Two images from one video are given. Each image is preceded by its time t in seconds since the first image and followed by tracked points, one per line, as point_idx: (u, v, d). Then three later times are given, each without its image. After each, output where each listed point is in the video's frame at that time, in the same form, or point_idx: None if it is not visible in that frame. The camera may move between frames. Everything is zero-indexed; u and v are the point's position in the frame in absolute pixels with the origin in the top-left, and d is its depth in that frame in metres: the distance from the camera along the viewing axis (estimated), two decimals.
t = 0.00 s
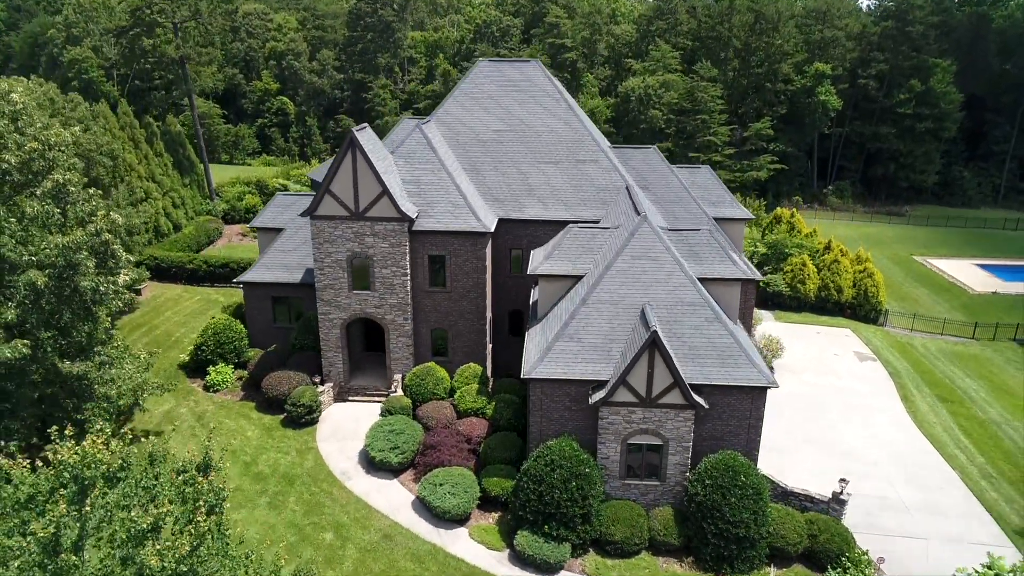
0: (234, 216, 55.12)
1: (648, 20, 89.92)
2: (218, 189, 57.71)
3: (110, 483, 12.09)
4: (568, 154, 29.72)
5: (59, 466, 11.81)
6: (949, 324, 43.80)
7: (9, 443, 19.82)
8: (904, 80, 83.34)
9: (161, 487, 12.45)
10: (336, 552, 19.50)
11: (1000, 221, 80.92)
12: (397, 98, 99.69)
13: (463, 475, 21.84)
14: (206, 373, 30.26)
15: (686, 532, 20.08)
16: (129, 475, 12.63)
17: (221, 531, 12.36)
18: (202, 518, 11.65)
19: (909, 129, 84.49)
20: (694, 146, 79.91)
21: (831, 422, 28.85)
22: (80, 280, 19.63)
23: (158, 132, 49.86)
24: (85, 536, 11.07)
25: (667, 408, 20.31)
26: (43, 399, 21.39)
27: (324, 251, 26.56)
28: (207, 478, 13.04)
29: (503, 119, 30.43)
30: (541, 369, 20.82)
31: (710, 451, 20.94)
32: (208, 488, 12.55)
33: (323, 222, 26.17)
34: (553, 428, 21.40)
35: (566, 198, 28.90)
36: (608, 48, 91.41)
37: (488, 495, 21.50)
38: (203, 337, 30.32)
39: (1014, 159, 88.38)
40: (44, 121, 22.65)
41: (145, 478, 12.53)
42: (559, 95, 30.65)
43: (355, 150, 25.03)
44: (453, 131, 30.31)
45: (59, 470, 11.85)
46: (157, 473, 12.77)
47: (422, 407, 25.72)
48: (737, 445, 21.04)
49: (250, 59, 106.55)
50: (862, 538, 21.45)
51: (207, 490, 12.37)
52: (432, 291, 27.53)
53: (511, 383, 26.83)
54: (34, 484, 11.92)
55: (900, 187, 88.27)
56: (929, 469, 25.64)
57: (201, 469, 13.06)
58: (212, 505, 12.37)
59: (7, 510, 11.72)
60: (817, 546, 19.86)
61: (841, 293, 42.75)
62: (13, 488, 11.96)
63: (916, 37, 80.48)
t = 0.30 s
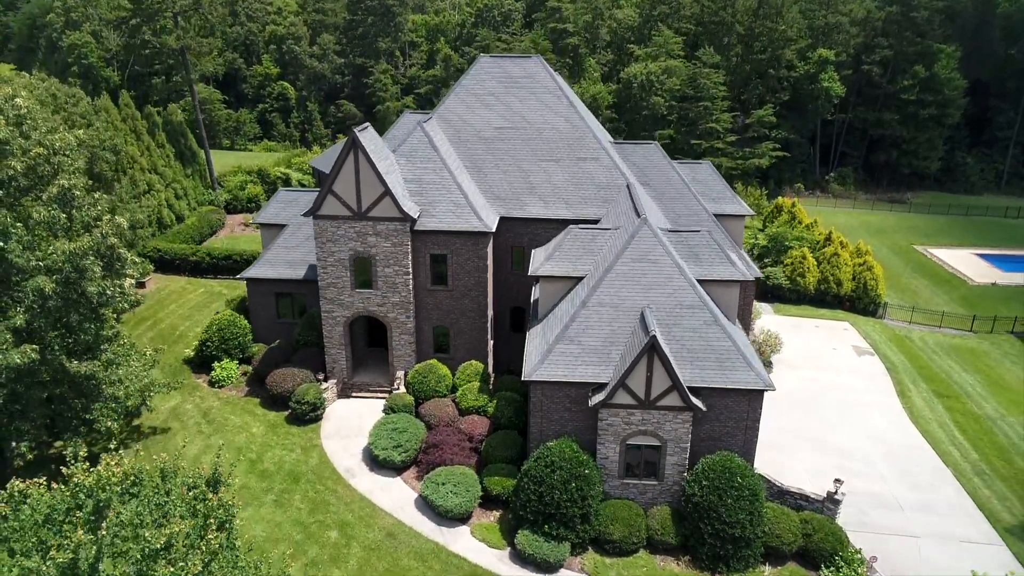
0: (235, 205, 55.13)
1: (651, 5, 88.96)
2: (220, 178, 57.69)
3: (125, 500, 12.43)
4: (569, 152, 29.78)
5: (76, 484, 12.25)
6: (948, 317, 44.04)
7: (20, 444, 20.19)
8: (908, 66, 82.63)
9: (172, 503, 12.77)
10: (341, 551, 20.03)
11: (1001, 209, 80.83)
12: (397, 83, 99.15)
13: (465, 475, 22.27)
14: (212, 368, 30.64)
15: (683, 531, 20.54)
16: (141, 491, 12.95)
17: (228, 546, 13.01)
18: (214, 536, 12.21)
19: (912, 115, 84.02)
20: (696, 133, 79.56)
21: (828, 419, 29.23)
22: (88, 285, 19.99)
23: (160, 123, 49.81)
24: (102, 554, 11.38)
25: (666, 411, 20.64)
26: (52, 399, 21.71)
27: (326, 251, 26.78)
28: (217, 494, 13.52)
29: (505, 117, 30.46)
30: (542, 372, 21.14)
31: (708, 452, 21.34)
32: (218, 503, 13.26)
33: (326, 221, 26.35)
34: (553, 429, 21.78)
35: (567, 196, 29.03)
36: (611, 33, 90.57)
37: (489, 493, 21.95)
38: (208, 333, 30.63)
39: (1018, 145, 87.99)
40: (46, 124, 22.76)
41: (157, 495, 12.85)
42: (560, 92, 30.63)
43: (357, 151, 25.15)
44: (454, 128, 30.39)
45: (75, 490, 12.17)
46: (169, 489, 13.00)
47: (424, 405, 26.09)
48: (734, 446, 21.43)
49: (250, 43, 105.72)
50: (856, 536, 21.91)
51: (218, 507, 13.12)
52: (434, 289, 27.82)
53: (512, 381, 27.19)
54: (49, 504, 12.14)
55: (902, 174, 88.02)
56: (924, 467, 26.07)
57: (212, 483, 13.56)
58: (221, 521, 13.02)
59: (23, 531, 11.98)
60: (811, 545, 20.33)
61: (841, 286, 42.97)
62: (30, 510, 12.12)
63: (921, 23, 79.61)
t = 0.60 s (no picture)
0: (237, 196, 55.31)
1: None
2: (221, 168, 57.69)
3: (138, 516, 12.79)
4: (570, 149, 29.85)
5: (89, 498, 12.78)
6: (946, 309, 44.26)
7: (31, 443, 20.66)
8: (911, 51, 82.01)
9: (183, 516, 13.03)
10: (346, 548, 20.57)
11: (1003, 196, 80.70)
12: (398, 68, 98.50)
13: (467, 473, 22.73)
14: (217, 363, 31.04)
15: (680, 530, 21.00)
16: (153, 506, 13.19)
17: (239, 560, 13.19)
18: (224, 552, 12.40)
19: (916, 102, 83.53)
20: (698, 119, 79.09)
21: (824, 415, 29.61)
22: (94, 290, 20.38)
23: (161, 113, 49.67)
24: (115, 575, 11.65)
25: (664, 412, 21.00)
26: (60, 399, 22.06)
27: (329, 249, 27.01)
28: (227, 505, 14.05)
29: (506, 113, 30.49)
30: (543, 373, 21.48)
31: (705, 452, 21.75)
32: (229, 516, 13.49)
33: (328, 221, 26.54)
34: (553, 428, 22.19)
35: (568, 194, 29.16)
36: (613, 17, 89.72)
37: (490, 491, 22.42)
38: (212, 329, 30.95)
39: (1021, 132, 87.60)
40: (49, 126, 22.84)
41: (168, 509, 13.09)
42: (561, 88, 30.63)
43: (360, 151, 25.29)
44: (455, 125, 30.43)
45: (90, 508, 12.64)
46: (180, 503, 13.34)
47: (427, 402, 26.49)
48: (730, 446, 21.83)
49: (250, 26, 104.91)
50: (850, 533, 22.40)
51: (228, 520, 13.27)
52: (436, 287, 28.10)
53: (513, 377, 27.57)
54: (65, 522, 12.59)
55: (904, 161, 87.77)
56: (918, 463, 26.53)
57: (222, 496, 13.90)
58: (232, 535, 13.21)
59: (43, 549, 12.34)
60: (805, 543, 20.80)
61: (840, 279, 43.15)
62: (47, 529, 12.61)
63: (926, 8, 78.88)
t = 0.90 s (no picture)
0: (238, 186, 55.55)
1: None
2: (222, 158, 57.78)
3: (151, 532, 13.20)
4: (570, 147, 29.96)
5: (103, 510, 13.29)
6: (943, 302, 44.61)
7: (41, 444, 21.10)
8: (914, 38, 81.47)
9: (193, 529, 13.39)
10: (350, 546, 21.09)
11: (1004, 184, 80.66)
12: (398, 54, 97.87)
13: (468, 471, 23.19)
14: (221, 359, 31.43)
15: (676, 528, 21.48)
16: (165, 520, 13.59)
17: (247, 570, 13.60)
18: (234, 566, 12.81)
19: (918, 89, 83.10)
20: (699, 107, 78.57)
21: (819, 411, 30.04)
22: (101, 294, 20.60)
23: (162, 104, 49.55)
24: None
25: (661, 413, 21.38)
26: (69, 400, 22.47)
27: (331, 249, 27.26)
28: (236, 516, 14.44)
29: (506, 111, 30.55)
30: (542, 375, 21.84)
31: (701, 451, 22.18)
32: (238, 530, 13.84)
33: (330, 220, 26.75)
34: (553, 428, 22.60)
35: (568, 193, 29.35)
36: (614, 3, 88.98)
37: (491, 489, 22.89)
38: (216, 325, 31.30)
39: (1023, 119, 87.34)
40: (52, 129, 22.97)
41: (178, 523, 13.44)
42: (562, 86, 30.63)
43: (361, 152, 25.44)
44: (456, 122, 30.53)
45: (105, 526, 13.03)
46: (190, 516, 13.70)
47: (428, 400, 26.90)
48: (726, 445, 22.26)
49: (248, 11, 104.10)
50: (842, 530, 22.89)
51: (236, 532, 13.66)
52: (438, 286, 28.39)
53: (513, 375, 27.95)
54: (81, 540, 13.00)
55: (905, 148, 87.60)
56: (911, 460, 27.02)
57: (230, 507, 14.29)
58: (240, 547, 13.60)
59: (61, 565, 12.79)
60: (799, 541, 21.31)
61: (839, 272, 43.43)
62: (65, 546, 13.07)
63: None
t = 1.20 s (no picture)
0: (239, 178, 55.66)
1: None
2: (222, 149, 57.88)
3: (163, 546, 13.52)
4: (570, 145, 30.08)
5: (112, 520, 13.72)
6: (939, 295, 44.95)
7: (50, 445, 21.55)
8: (916, 25, 80.93)
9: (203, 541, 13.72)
10: (353, 544, 21.63)
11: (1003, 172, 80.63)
12: (397, 40, 97.35)
13: (469, 470, 23.65)
14: (224, 355, 31.81)
15: (672, 526, 21.97)
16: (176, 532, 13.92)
17: None
18: None
19: (919, 76, 82.72)
20: (700, 95, 78.35)
21: (815, 407, 30.49)
22: (107, 299, 20.96)
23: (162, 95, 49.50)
24: None
25: (658, 415, 21.79)
26: (77, 399, 22.93)
27: (332, 248, 27.51)
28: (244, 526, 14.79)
29: (506, 109, 30.64)
30: (542, 377, 22.22)
31: (697, 452, 22.63)
32: (246, 542, 14.28)
33: (331, 221, 26.98)
34: (552, 429, 23.04)
35: (567, 192, 29.53)
36: None
37: (491, 488, 23.38)
38: (219, 322, 31.62)
39: None
40: (55, 133, 23.18)
41: (188, 533, 13.74)
42: (561, 83, 30.68)
43: (361, 154, 25.59)
44: (457, 121, 30.64)
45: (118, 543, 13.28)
46: (200, 528, 14.02)
47: (429, 398, 27.32)
48: (722, 445, 22.70)
49: None
50: (834, 528, 23.40)
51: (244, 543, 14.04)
52: (438, 285, 28.71)
53: (512, 372, 28.35)
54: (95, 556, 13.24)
55: (905, 135, 87.45)
56: (904, 457, 27.52)
57: (238, 518, 14.65)
58: (249, 558, 13.99)
59: None
60: (792, 539, 21.81)
61: (836, 266, 43.71)
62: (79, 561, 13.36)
63: None
